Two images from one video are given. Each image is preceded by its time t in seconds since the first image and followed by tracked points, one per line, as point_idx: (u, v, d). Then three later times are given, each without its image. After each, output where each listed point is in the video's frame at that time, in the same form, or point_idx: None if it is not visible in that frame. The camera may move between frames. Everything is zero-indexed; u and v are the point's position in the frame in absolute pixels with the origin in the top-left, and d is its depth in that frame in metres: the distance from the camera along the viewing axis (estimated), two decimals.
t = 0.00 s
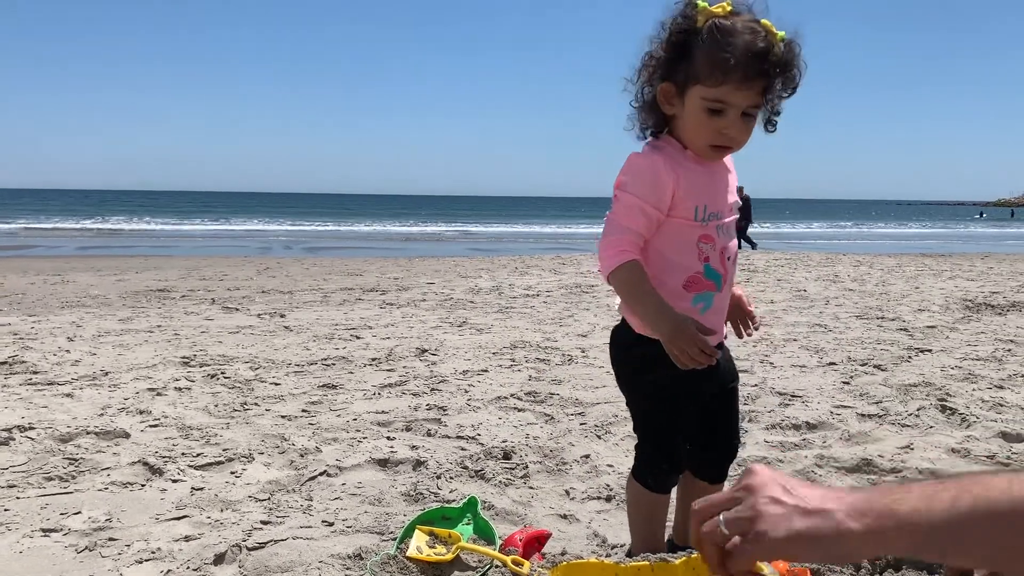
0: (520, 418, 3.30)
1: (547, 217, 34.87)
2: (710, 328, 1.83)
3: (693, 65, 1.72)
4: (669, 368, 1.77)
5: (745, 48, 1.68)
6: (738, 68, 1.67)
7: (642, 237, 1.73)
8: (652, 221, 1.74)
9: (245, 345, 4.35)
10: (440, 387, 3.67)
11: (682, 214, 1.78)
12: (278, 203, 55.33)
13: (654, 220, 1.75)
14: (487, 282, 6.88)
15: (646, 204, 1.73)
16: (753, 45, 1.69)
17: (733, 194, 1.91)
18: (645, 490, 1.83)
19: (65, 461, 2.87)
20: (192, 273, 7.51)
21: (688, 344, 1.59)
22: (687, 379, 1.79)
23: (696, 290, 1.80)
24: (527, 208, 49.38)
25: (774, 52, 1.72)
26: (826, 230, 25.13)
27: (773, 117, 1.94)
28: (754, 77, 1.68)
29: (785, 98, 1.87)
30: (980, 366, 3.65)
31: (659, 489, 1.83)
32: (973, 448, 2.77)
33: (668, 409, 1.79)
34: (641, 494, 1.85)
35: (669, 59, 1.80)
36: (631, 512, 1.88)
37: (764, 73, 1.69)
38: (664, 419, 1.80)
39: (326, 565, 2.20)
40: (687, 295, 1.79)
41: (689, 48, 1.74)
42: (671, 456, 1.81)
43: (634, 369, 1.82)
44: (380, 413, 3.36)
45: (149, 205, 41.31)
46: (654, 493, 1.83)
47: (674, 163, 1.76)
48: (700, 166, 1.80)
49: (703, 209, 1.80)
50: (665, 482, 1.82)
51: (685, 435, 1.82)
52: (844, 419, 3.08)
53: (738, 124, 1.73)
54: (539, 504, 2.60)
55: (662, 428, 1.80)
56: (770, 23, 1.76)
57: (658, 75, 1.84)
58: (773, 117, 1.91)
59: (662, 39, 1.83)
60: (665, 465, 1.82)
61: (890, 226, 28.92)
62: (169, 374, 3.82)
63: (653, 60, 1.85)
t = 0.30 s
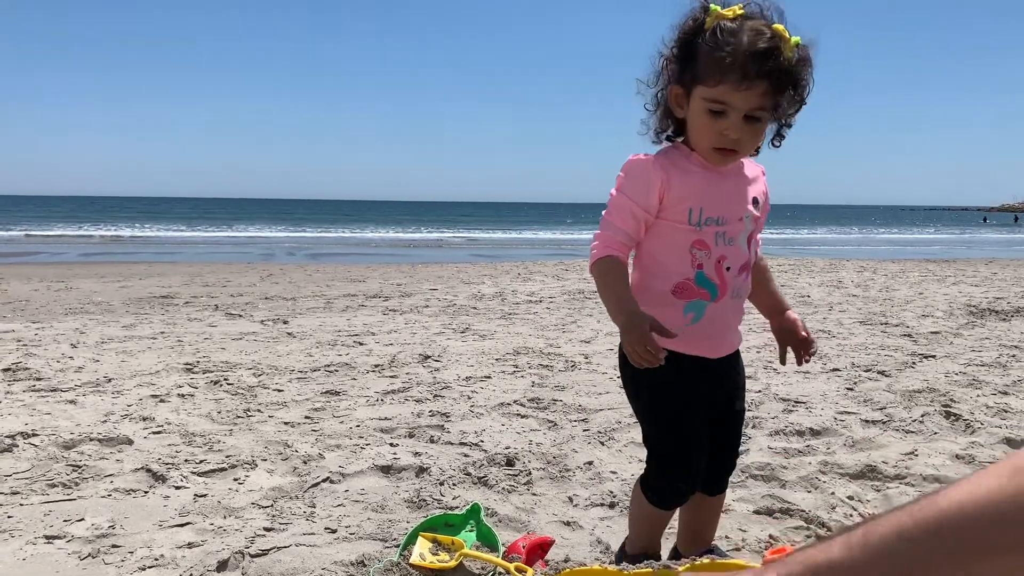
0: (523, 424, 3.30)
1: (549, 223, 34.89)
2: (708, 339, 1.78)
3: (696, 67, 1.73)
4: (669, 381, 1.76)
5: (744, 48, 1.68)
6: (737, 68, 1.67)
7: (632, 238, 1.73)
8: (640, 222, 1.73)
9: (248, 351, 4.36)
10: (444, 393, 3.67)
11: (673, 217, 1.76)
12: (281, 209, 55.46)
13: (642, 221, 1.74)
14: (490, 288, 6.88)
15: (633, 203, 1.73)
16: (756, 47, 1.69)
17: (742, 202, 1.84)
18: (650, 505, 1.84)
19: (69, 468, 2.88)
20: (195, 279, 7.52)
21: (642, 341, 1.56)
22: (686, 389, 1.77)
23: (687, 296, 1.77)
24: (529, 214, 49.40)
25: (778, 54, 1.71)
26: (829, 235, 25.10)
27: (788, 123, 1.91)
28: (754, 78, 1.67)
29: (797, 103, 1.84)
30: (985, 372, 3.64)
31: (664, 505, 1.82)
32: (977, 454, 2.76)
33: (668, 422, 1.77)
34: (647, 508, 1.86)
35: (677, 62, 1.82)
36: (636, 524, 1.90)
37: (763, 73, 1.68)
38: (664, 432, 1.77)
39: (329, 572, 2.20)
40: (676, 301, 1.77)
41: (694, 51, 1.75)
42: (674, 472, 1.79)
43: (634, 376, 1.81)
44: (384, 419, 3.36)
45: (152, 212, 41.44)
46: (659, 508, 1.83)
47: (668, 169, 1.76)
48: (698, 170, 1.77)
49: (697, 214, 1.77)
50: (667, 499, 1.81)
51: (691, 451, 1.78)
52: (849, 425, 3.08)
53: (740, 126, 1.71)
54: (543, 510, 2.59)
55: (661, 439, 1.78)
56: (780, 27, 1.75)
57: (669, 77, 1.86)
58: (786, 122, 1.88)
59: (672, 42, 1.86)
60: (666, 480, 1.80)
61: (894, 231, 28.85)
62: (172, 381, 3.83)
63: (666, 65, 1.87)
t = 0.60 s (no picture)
0: (525, 426, 3.30)
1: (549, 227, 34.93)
2: (672, 356, 1.76)
3: (665, 74, 1.66)
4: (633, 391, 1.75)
5: (713, 56, 1.59)
6: (704, 79, 1.59)
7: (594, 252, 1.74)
8: (601, 238, 1.74)
9: (250, 353, 4.36)
10: (445, 395, 3.67)
11: (636, 232, 1.76)
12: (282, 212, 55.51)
13: (604, 237, 1.75)
14: (492, 290, 6.89)
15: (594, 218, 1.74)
16: (725, 53, 1.60)
17: (716, 216, 1.79)
18: (611, 517, 1.84)
19: (70, 469, 2.88)
20: (197, 281, 7.54)
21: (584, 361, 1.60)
22: (645, 397, 1.75)
23: (649, 313, 1.77)
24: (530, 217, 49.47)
25: (751, 58, 1.61)
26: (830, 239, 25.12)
27: (771, 124, 1.82)
28: (722, 88, 1.59)
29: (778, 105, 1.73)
30: (987, 375, 3.63)
31: (626, 518, 1.81)
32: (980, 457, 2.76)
33: (627, 429, 1.76)
34: (609, 522, 1.85)
35: (648, 60, 1.76)
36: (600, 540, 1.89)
37: (734, 83, 1.59)
38: (624, 440, 1.76)
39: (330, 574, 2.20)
40: (637, 317, 1.78)
41: (663, 55, 1.68)
42: (633, 483, 1.78)
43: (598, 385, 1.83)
44: (385, 421, 3.35)
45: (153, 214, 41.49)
46: (620, 521, 1.82)
47: (632, 180, 1.74)
48: (664, 184, 1.73)
49: (661, 230, 1.75)
50: (630, 514, 1.80)
51: (651, 460, 1.77)
52: (851, 428, 3.07)
53: (711, 139, 1.63)
54: (543, 513, 2.58)
55: (621, 448, 1.77)
56: (758, 23, 1.65)
57: (642, 79, 1.80)
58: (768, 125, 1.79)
59: (644, 37, 1.79)
60: (626, 491, 1.79)
61: (894, 236, 28.91)
62: (173, 382, 3.82)
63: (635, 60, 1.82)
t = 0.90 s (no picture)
0: (524, 426, 3.30)
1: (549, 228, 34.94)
2: (666, 353, 1.77)
3: (645, 77, 1.66)
4: (627, 389, 1.75)
5: (694, 60, 1.59)
6: (686, 82, 1.58)
7: (579, 251, 1.77)
8: (587, 237, 1.77)
9: (250, 353, 4.36)
10: (445, 395, 3.67)
11: (623, 230, 1.78)
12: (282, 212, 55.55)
13: (590, 236, 1.77)
14: (492, 291, 6.88)
15: (579, 219, 1.77)
16: (706, 56, 1.60)
17: (703, 210, 1.80)
18: (606, 517, 1.84)
19: (70, 469, 2.88)
20: (197, 281, 7.53)
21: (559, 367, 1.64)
22: (642, 395, 1.75)
23: (643, 312, 1.77)
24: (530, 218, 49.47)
25: (732, 59, 1.61)
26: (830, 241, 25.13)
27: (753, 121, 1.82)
28: (705, 91, 1.59)
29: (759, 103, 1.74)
30: (987, 376, 3.63)
31: (621, 518, 1.81)
32: (980, 458, 2.76)
33: (625, 430, 1.76)
34: (604, 521, 1.85)
35: (628, 59, 1.76)
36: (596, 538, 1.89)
37: (716, 88, 1.59)
38: (622, 440, 1.76)
39: (330, 573, 2.20)
40: (630, 316, 1.78)
41: (643, 57, 1.69)
42: (629, 483, 1.78)
43: (595, 384, 1.82)
44: (385, 421, 3.35)
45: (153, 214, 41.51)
46: (615, 521, 1.82)
47: (615, 178, 1.77)
48: (648, 181, 1.75)
49: (648, 227, 1.76)
50: (626, 512, 1.80)
51: (648, 460, 1.77)
52: (851, 429, 3.07)
53: (694, 141, 1.64)
54: (543, 513, 2.58)
55: (617, 448, 1.77)
56: (738, 21, 1.66)
57: (620, 79, 1.80)
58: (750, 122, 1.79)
59: (622, 37, 1.80)
60: (621, 491, 1.79)
61: (894, 237, 28.90)
62: (173, 382, 3.82)
63: (614, 59, 1.83)
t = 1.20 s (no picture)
0: (524, 427, 3.30)
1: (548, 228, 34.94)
2: (667, 347, 1.77)
3: (646, 72, 1.66)
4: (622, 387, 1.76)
5: (696, 54, 1.59)
6: (689, 76, 1.59)
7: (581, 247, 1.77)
8: (588, 232, 1.77)
9: (249, 354, 4.36)
10: (444, 396, 3.67)
11: (624, 224, 1.78)
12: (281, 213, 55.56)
13: (591, 231, 1.78)
14: (491, 292, 6.89)
15: (581, 214, 1.77)
16: (707, 50, 1.60)
17: (700, 203, 1.82)
18: (599, 514, 1.84)
19: (69, 470, 2.88)
20: (196, 282, 7.52)
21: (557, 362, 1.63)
22: (637, 394, 1.76)
23: (646, 305, 1.77)
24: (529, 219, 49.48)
25: (732, 54, 1.62)
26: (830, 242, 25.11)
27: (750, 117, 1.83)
28: (707, 84, 1.59)
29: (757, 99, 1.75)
30: (986, 377, 3.64)
31: (613, 516, 1.81)
32: (979, 459, 2.76)
33: (622, 429, 1.75)
34: (597, 519, 1.85)
35: (626, 57, 1.76)
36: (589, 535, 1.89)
37: (718, 81, 1.59)
38: (619, 439, 1.76)
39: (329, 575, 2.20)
40: (634, 310, 1.78)
41: (643, 54, 1.69)
42: (624, 481, 1.78)
43: (592, 382, 1.82)
44: (384, 422, 3.35)
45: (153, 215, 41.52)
46: (607, 518, 1.82)
47: (615, 174, 1.78)
48: (648, 174, 1.76)
49: (649, 220, 1.77)
50: (619, 510, 1.80)
51: (643, 460, 1.78)
52: (850, 430, 3.07)
53: (695, 134, 1.64)
54: (543, 514, 2.59)
55: (613, 446, 1.77)
56: (735, 19, 1.66)
57: (618, 77, 1.81)
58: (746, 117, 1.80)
59: (620, 37, 1.80)
60: (614, 488, 1.79)
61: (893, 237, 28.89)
62: (173, 383, 3.82)
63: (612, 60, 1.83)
